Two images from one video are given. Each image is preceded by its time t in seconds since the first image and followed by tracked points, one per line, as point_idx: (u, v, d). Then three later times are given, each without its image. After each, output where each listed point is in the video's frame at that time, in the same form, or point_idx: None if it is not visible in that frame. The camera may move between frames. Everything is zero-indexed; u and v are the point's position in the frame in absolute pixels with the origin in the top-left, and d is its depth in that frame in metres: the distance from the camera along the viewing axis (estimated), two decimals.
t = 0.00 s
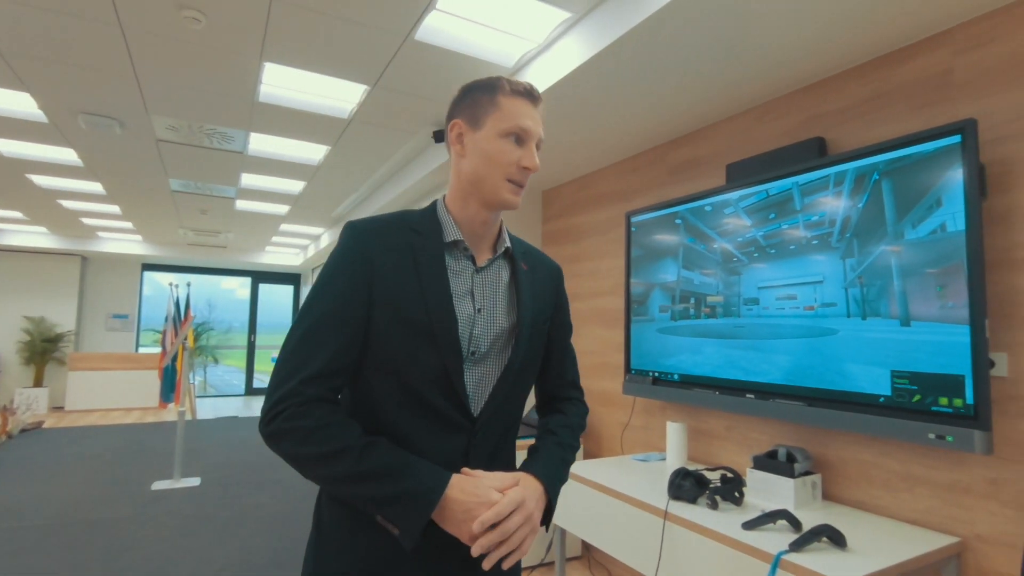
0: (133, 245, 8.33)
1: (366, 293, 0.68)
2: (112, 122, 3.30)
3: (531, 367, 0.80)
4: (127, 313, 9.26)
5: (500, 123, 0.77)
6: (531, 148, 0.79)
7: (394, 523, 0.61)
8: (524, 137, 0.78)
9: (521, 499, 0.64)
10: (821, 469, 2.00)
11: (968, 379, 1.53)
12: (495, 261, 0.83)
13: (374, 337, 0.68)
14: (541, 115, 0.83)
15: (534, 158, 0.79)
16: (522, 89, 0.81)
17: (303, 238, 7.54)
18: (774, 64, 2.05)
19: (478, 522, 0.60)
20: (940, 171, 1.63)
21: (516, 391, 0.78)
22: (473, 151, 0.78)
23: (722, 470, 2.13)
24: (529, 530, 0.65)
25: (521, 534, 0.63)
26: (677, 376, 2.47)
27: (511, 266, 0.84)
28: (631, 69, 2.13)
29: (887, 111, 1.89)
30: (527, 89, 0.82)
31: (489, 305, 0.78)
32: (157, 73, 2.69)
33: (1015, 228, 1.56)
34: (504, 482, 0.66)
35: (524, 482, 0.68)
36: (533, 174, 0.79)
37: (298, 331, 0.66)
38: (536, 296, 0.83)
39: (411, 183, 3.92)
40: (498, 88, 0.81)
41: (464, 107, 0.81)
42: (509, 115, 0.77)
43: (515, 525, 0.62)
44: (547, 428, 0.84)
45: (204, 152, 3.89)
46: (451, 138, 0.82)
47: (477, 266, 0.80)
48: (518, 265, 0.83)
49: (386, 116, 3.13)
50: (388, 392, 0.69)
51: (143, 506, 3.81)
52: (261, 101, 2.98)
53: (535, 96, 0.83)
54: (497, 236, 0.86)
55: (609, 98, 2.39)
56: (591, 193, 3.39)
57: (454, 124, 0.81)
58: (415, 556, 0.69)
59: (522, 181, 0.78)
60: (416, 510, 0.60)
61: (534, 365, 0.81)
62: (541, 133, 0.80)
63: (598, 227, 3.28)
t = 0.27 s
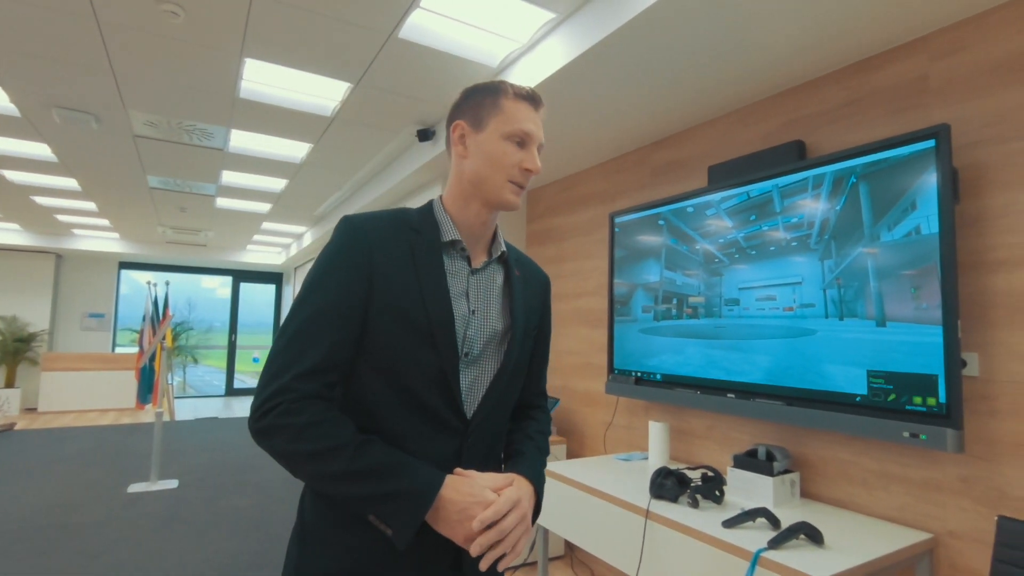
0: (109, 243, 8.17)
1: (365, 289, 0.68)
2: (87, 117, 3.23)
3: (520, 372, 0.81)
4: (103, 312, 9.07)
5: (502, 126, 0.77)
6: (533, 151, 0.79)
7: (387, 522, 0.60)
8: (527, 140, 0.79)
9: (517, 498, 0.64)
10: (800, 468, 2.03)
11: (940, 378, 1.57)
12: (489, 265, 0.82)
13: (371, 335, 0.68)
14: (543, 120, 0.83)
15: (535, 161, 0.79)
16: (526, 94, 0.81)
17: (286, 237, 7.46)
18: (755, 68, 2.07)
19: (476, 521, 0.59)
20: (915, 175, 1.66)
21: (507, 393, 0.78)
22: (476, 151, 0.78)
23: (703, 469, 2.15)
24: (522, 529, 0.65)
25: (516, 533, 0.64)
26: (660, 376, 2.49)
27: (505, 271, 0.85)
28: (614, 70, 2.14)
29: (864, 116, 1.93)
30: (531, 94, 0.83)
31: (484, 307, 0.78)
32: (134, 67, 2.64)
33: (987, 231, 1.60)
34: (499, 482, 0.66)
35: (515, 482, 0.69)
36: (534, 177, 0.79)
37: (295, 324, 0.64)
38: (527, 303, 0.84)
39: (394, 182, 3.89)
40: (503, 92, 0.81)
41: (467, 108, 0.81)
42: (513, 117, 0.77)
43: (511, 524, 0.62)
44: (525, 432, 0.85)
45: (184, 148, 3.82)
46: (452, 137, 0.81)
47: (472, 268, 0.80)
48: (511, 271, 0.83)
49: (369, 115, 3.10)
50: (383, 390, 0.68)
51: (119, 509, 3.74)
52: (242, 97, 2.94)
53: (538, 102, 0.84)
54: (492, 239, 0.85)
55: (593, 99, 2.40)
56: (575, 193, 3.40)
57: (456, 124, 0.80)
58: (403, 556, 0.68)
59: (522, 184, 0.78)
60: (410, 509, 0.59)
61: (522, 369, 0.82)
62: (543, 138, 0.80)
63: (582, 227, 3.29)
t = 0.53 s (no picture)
0: (89, 241, 8.02)
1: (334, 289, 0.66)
2: (66, 114, 3.17)
3: (488, 367, 0.82)
4: (83, 312, 8.90)
5: (465, 118, 0.78)
6: (495, 143, 0.81)
7: (371, 529, 0.59)
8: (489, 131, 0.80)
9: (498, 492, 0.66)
10: (783, 466, 2.05)
11: (919, 377, 1.59)
12: (455, 260, 0.83)
13: (340, 335, 0.67)
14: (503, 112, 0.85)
15: (498, 152, 0.81)
16: (486, 85, 0.82)
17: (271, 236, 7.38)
18: (740, 71, 2.09)
19: (468, 519, 0.61)
20: (895, 177, 1.69)
21: (478, 388, 0.79)
22: (438, 143, 0.78)
23: (688, 468, 2.16)
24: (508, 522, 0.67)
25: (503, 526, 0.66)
26: (646, 376, 2.50)
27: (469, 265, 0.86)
28: (601, 71, 2.15)
29: (846, 119, 1.95)
30: (490, 86, 0.84)
31: (453, 304, 0.78)
32: (114, 63, 2.59)
33: (965, 233, 1.63)
34: (481, 478, 0.68)
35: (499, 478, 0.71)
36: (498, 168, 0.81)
37: (258, 329, 0.62)
38: (493, 297, 0.85)
39: (381, 181, 3.87)
40: (463, 84, 0.82)
41: (427, 100, 0.81)
42: (475, 109, 0.79)
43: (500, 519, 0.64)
44: (494, 429, 0.86)
45: (166, 146, 3.76)
46: (413, 130, 0.81)
47: (438, 264, 0.80)
48: (478, 266, 0.85)
49: (355, 113, 3.08)
50: (353, 391, 0.67)
51: (98, 512, 3.67)
52: (225, 94, 2.90)
53: (497, 94, 0.85)
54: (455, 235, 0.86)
55: (579, 99, 2.40)
56: (562, 193, 3.40)
57: (417, 116, 0.81)
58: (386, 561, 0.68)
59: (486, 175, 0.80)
60: (396, 511, 0.59)
61: (490, 364, 0.83)
62: (504, 129, 0.82)
63: (569, 228, 3.30)
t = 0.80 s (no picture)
0: (73, 242, 7.90)
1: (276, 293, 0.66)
2: (48, 112, 3.12)
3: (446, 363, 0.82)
4: (66, 313, 8.76)
5: (397, 105, 0.76)
6: (432, 127, 0.78)
7: (321, 537, 0.59)
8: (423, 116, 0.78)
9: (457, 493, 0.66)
10: (769, 466, 2.06)
11: (903, 377, 1.61)
12: (408, 255, 0.83)
13: (284, 338, 0.66)
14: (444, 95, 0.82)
15: (436, 136, 0.78)
16: (419, 68, 0.80)
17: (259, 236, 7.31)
18: (727, 73, 2.11)
19: (429, 516, 0.61)
20: (879, 179, 1.71)
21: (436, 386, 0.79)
22: (373, 135, 0.77)
23: (676, 468, 2.17)
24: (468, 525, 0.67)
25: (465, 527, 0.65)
26: (634, 376, 2.51)
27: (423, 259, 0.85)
28: (589, 73, 2.15)
29: (831, 121, 1.98)
30: (425, 68, 0.82)
31: (406, 302, 0.78)
32: (98, 61, 2.55)
33: (947, 234, 1.65)
34: (439, 480, 0.67)
35: (461, 478, 0.71)
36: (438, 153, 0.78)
37: (194, 337, 0.60)
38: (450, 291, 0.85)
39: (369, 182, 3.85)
40: (396, 70, 0.80)
41: (362, 93, 0.81)
42: (405, 95, 0.77)
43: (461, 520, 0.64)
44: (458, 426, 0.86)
45: (151, 145, 3.72)
46: (351, 125, 0.81)
47: (390, 259, 0.79)
48: (432, 260, 0.84)
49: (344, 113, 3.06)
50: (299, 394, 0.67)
51: (81, 517, 3.61)
52: (211, 93, 2.87)
53: (435, 75, 0.83)
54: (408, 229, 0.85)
55: (568, 100, 2.41)
56: (551, 194, 3.41)
57: (353, 109, 0.80)
58: (344, 564, 0.67)
59: (426, 162, 0.77)
60: (345, 515, 0.58)
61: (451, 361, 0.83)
62: (441, 111, 0.79)
63: (558, 228, 3.30)
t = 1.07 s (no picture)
0: (58, 242, 7.80)
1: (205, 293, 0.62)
2: (33, 111, 3.07)
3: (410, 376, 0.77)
4: (52, 315, 8.64)
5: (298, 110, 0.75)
6: (320, 111, 0.71)
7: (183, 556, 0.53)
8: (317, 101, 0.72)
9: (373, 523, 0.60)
10: (758, 466, 2.07)
11: (891, 377, 1.63)
12: (371, 257, 0.79)
13: (214, 343, 0.63)
14: (352, 69, 0.74)
15: (321, 118, 0.71)
16: (316, 55, 0.75)
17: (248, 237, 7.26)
18: (716, 76, 2.12)
19: (330, 540, 0.55)
20: (866, 182, 1.72)
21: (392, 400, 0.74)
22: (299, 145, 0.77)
23: (666, 469, 2.18)
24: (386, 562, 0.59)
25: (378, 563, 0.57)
26: (624, 377, 2.52)
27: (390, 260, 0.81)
28: (579, 74, 2.16)
29: (818, 124, 1.99)
30: (325, 49, 0.75)
31: (358, 307, 0.73)
32: (83, 59, 2.52)
33: (932, 236, 1.67)
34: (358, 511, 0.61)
35: (392, 509, 0.64)
36: (335, 136, 0.70)
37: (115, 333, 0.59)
38: (418, 297, 0.79)
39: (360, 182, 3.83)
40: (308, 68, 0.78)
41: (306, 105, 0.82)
42: (303, 89, 0.73)
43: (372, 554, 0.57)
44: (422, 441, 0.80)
45: (138, 144, 3.68)
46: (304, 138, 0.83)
47: (346, 262, 0.75)
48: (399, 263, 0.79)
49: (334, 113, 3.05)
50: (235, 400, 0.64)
51: (67, 521, 3.56)
52: (199, 92, 2.85)
53: (337, 48, 0.75)
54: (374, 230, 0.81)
55: (559, 102, 2.41)
56: (542, 195, 3.41)
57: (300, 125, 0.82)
58: None
59: (327, 150, 0.70)
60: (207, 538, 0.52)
61: (416, 371, 0.78)
62: (328, 89, 0.71)
63: (549, 230, 3.31)
